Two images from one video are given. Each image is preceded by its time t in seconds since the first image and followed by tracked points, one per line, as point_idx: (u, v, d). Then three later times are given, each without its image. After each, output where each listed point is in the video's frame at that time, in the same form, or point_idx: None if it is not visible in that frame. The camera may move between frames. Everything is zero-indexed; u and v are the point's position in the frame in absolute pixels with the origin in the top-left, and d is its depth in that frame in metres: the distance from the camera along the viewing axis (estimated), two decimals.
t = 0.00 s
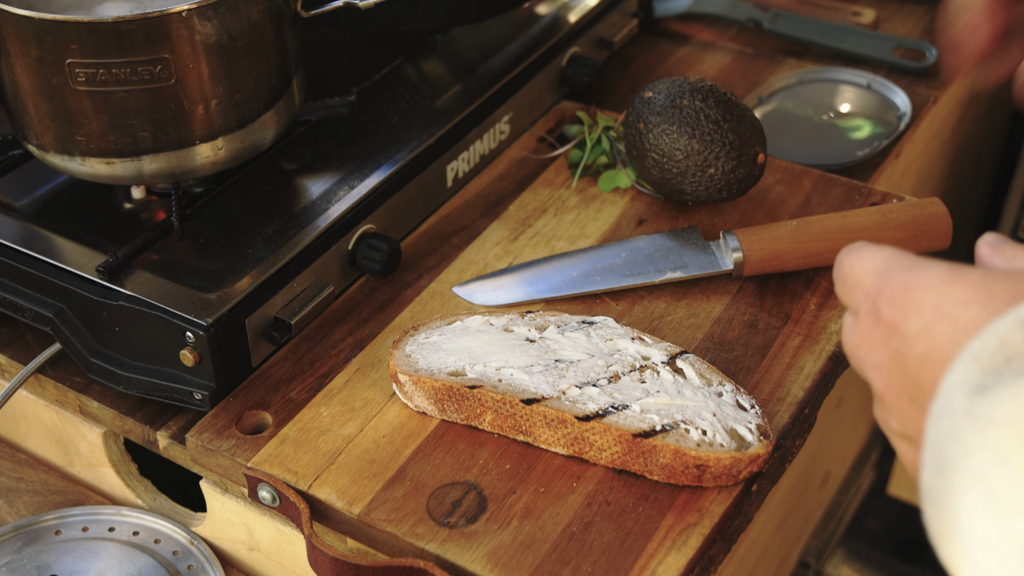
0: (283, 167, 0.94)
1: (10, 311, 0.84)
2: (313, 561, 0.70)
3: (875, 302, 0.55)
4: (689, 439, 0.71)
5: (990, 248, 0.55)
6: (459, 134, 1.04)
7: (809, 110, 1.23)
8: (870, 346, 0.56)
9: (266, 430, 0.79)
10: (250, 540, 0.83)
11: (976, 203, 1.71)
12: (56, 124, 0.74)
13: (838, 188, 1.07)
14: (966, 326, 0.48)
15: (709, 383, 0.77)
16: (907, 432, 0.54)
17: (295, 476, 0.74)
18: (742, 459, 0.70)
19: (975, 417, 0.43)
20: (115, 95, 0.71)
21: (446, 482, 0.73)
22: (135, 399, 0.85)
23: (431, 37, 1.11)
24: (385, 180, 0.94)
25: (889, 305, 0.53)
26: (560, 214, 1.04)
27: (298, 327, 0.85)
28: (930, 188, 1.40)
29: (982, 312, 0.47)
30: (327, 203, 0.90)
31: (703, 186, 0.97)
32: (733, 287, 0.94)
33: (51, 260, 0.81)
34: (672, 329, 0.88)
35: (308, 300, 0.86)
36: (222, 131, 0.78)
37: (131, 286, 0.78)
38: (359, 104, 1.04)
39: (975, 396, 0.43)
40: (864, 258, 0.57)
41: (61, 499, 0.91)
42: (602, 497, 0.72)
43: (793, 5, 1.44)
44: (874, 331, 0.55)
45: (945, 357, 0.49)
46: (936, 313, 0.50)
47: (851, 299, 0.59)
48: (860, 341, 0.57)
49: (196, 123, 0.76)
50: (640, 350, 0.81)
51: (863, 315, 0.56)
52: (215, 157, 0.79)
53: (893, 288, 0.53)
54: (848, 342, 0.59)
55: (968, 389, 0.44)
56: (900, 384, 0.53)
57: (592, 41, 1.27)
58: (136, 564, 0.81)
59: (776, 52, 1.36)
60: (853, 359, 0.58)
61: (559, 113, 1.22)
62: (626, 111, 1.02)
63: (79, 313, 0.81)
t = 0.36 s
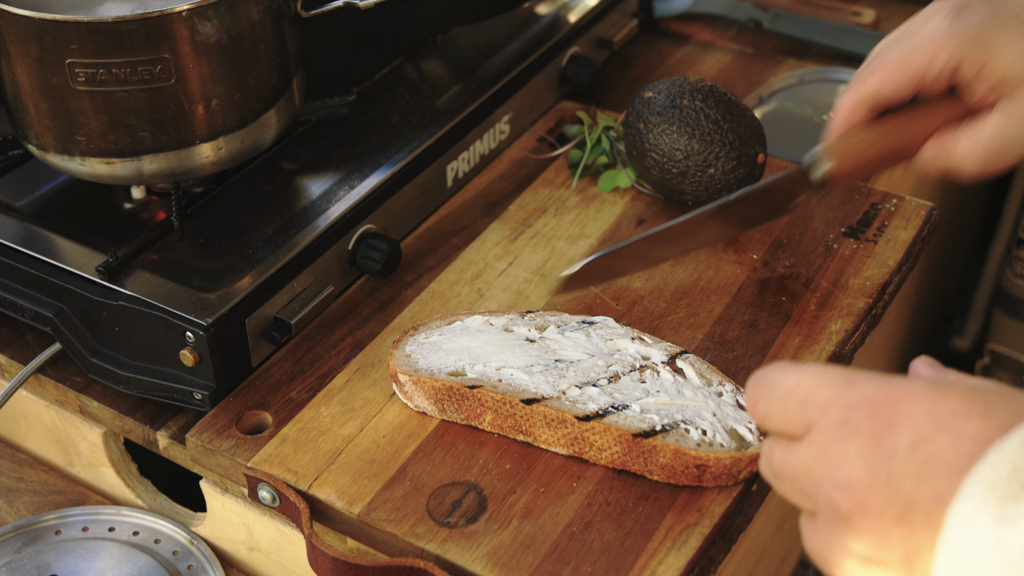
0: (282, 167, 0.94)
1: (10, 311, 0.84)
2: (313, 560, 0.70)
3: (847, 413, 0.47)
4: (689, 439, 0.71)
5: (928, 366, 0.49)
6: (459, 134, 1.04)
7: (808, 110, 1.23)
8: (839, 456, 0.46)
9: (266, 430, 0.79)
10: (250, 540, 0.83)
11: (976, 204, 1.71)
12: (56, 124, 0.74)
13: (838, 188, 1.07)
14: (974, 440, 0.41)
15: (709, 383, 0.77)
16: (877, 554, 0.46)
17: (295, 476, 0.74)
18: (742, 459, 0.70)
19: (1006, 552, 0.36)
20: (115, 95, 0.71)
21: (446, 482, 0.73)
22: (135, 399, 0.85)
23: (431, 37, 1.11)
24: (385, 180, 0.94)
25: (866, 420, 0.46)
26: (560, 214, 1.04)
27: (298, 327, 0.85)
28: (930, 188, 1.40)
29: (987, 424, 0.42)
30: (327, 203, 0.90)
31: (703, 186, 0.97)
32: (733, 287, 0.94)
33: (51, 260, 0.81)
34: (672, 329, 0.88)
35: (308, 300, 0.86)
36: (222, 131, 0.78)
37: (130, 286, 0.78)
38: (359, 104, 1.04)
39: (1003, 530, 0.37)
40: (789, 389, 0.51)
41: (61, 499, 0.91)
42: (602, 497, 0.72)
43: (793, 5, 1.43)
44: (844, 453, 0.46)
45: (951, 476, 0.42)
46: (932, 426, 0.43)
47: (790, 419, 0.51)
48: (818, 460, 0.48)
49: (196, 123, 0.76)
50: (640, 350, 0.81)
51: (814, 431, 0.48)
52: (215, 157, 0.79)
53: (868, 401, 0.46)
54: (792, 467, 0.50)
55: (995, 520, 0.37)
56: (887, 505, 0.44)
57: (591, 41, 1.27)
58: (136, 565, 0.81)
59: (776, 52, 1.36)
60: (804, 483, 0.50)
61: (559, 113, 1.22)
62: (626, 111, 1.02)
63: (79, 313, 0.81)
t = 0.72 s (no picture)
0: (282, 167, 0.94)
1: (10, 311, 0.84)
2: (313, 560, 0.70)
3: (743, 428, 0.52)
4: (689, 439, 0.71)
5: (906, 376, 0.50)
6: (459, 134, 1.04)
7: (809, 110, 1.23)
8: (738, 462, 0.51)
9: (266, 430, 0.79)
10: (250, 540, 0.83)
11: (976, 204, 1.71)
12: (56, 124, 0.74)
13: (838, 188, 1.07)
14: (864, 435, 0.47)
15: (709, 384, 0.77)
16: (774, 559, 0.49)
17: (295, 476, 0.74)
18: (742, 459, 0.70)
19: (888, 531, 0.42)
20: (115, 95, 0.71)
21: (446, 482, 0.73)
22: (135, 399, 0.85)
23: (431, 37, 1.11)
24: (385, 180, 0.94)
25: (764, 432, 0.51)
26: (560, 214, 1.04)
27: (298, 327, 0.85)
28: (930, 188, 1.40)
29: (873, 422, 0.48)
30: (327, 203, 0.90)
31: (703, 186, 0.98)
32: (733, 287, 0.94)
33: (51, 260, 0.81)
34: (672, 329, 0.88)
35: (308, 299, 0.86)
36: (222, 131, 0.78)
37: (131, 286, 0.78)
38: (359, 104, 1.04)
39: (884, 510, 0.42)
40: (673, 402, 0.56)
41: (61, 499, 0.91)
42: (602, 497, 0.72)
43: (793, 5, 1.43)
44: (731, 456, 0.51)
45: (842, 468, 0.47)
46: (825, 428, 0.48)
47: (680, 437, 0.55)
48: (714, 472, 0.52)
49: (196, 123, 0.76)
50: (640, 350, 0.81)
51: (709, 445, 0.53)
52: (215, 157, 0.79)
53: (765, 420, 0.51)
54: (683, 489, 0.53)
55: (876, 504, 0.43)
56: (786, 505, 0.48)
57: (592, 41, 1.27)
58: (136, 565, 0.81)
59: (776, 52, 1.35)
60: (698, 501, 0.53)
61: (559, 113, 1.22)
62: (626, 111, 1.02)
63: (79, 313, 0.81)
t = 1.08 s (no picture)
0: (282, 167, 0.94)
1: (10, 311, 0.84)
2: (313, 560, 0.70)
3: (708, 378, 0.58)
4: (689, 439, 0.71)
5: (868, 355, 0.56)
6: (459, 133, 1.04)
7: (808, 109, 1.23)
8: (703, 407, 0.57)
9: (266, 430, 0.79)
10: (250, 540, 0.83)
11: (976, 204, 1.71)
12: (56, 124, 0.74)
13: (838, 188, 1.07)
14: (819, 385, 0.54)
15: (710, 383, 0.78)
16: (731, 497, 0.55)
17: (295, 476, 0.74)
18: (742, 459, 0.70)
19: (838, 462, 0.49)
20: (115, 95, 0.71)
21: (446, 482, 0.73)
22: (135, 399, 0.85)
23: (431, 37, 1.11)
24: (385, 180, 0.94)
25: (728, 381, 0.57)
26: (560, 214, 1.04)
27: (298, 327, 0.85)
28: (931, 188, 1.40)
29: (829, 375, 0.55)
30: (327, 203, 0.90)
31: (719, 182, 0.98)
32: (733, 287, 0.94)
33: (51, 260, 0.81)
34: (672, 330, 0.88)
35: (308, 299, 0.86)
36: (222, 131, 0.78)
37: (131, 286, 0.78)
38: (359, 104, 1.04)
39: (835, 444, 0.50)
40: (639, 359, 0.61)
41: (61, 499, 0.91)
42: (602, 497, 0.72)
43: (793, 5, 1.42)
44: (691, 407, 0.57)
45: (800, 412, 0.54)
46: (784, 378, 0.56)
47: (648, 386, 0.61)
48: (681, 416, 0.58)
49: (197, 123, 0.76)
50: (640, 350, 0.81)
51: (675, 393, 0.59)
52: (215, 157, 0.79)
53: (728, 371, 0.58)
54: (649, 433, 0.59)
55: (826, 441, 0.50)
56: (744, 445, 0.55)
57: (591, 41, 1.27)
58: (136, 564, 0.81)
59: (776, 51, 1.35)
60: (663, 442, 0.59)
61: (559, 113, 1.22)
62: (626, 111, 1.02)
63: (79, 313, 0.81)
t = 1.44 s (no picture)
0: (282, 167, 0.94)
1: (10, 311, 0.84)
2: (313, 560, 0.70)
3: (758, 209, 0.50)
4: (689, 438, 0.72)
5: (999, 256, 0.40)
6: (459, 133, 1.04)
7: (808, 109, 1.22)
8: (743, 224, 0.49)
9: (266, 431, 0.79)
10: (250, 540, 0.83)
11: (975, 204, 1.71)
12: (56, 124, 0.74)
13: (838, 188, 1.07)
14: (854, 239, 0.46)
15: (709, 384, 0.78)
16: (730, 310, 0.48)
17: (295, 476, 0.74)
18: (742, 459, 0.71)
19: (818, 325, 0.39)
20: (115, 95, 0.71)
21: (446, 482, 0.73)
22: (135, 399, 0.85)
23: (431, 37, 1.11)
24: (385, 180, 0.94)
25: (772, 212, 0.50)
26: (560, 214, 1.04)
27: (298, 326, 0.85)
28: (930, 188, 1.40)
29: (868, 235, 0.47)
30: (326, 203, 0.90)
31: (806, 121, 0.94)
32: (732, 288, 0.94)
33: (51, 260, 0.81)
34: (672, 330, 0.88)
35: (308, 300, 0.86)
36: (222, 130, 0.78)
37: (131, 286, 0.78)
38: (359, 104, 1.04)
39: (822, 308, 0.40)
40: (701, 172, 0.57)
41: (61, 499, 0.91)
42: (602, 497, 0.72)
43: (792, 5, 1.42)
44: (721, 223, 0.51)
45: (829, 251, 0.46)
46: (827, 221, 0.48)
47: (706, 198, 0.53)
48: (722, 225, 0.50)
49: (197, 123, 0.76)
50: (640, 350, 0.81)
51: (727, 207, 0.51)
52: (215, 156, 0.79)
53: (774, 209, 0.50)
54: (688, 230, 0.52)
55: (815, 298, 0.40)
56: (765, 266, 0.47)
57: (591, 41, 1.27)
58: (136, 565, 0.81)
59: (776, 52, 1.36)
60: (689, 249, 0.51)
61: (559, 113, 1.22)
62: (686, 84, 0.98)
63: (79, 313, 0.81)
